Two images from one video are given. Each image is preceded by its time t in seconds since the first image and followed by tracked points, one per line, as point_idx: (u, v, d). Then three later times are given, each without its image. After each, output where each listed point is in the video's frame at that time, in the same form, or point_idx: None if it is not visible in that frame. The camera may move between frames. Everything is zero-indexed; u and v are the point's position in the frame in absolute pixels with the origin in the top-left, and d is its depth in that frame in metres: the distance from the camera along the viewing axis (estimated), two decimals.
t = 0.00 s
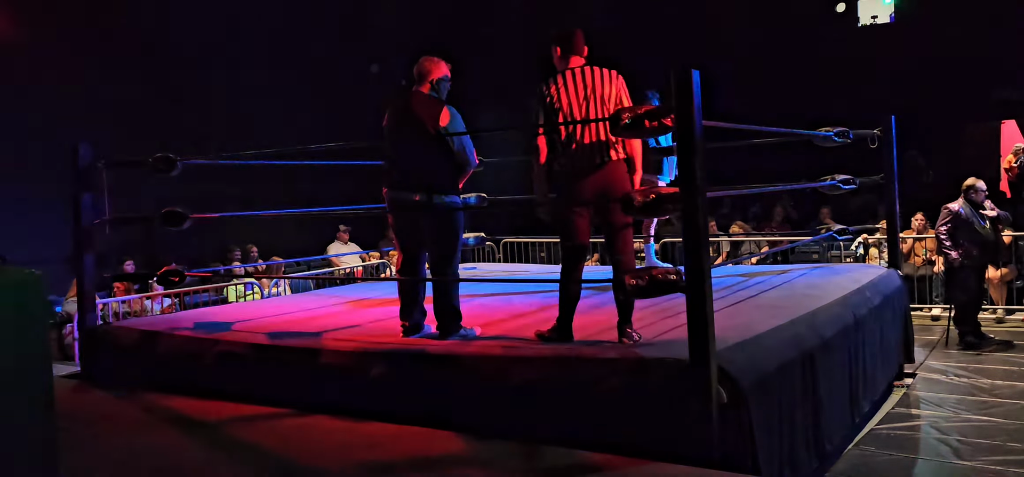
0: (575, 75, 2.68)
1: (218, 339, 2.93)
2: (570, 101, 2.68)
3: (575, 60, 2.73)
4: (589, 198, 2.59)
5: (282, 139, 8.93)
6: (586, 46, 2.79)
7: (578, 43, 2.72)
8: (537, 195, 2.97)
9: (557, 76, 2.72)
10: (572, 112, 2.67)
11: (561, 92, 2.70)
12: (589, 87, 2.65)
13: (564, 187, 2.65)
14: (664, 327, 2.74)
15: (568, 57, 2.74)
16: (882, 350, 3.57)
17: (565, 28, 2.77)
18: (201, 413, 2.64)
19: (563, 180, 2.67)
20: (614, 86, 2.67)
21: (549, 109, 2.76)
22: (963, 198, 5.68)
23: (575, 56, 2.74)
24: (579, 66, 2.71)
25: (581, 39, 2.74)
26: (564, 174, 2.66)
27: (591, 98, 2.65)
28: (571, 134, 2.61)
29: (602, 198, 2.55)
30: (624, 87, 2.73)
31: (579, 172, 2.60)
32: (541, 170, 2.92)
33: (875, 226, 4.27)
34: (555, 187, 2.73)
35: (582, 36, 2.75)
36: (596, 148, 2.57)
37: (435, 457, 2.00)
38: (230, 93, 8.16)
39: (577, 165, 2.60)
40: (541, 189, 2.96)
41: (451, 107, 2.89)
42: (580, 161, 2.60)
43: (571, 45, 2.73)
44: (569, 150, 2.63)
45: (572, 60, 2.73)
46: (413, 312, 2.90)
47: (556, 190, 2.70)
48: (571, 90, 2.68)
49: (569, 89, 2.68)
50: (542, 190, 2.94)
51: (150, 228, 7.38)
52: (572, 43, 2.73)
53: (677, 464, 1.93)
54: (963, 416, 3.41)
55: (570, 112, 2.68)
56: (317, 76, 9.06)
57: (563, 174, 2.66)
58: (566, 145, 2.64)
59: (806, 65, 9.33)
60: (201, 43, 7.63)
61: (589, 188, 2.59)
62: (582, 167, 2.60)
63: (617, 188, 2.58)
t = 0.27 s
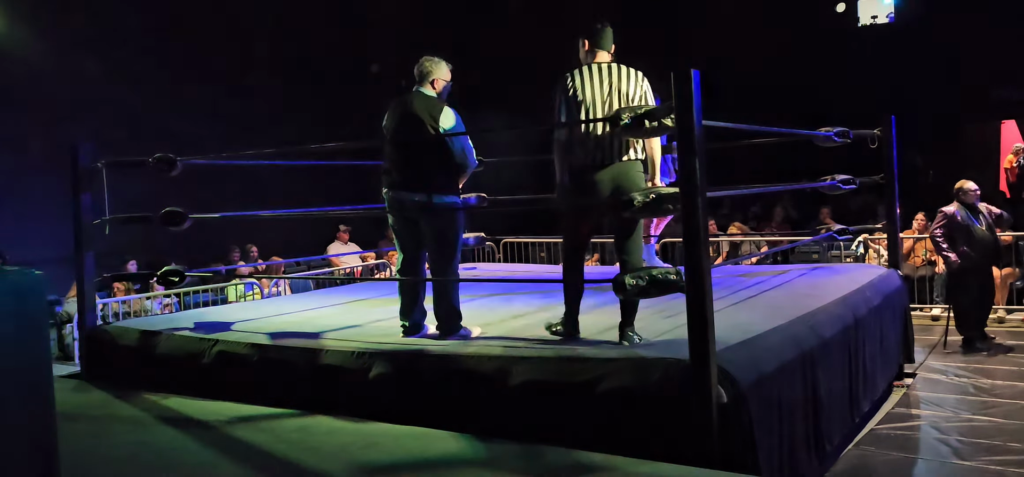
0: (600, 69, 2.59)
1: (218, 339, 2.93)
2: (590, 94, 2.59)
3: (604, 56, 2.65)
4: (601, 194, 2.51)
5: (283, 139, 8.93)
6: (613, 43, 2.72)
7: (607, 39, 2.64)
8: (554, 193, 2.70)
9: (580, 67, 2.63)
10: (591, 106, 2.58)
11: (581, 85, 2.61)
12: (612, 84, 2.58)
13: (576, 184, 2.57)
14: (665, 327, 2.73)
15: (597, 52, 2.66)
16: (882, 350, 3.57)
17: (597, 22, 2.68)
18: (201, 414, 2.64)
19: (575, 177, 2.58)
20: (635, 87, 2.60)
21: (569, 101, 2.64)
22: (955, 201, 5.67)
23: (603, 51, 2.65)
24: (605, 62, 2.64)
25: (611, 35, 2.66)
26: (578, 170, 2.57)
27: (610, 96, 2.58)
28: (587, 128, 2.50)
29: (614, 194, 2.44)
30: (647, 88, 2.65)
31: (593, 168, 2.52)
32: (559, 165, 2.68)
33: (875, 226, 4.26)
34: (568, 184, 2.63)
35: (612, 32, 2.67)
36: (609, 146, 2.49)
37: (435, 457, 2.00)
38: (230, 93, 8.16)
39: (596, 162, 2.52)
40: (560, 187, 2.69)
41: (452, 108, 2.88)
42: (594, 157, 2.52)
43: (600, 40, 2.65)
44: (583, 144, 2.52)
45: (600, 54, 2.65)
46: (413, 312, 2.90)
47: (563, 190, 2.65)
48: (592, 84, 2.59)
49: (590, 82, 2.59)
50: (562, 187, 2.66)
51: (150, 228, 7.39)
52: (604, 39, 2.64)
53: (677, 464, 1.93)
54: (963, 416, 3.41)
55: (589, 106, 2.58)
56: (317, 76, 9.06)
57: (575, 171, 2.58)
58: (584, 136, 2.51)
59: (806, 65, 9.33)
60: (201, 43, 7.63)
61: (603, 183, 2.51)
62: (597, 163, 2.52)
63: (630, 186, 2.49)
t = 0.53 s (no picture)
0: (613, 68, 2.57)
1: (217, 339, 2.93)
2: (600, 93, 2.58)
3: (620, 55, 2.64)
4: (605, 193, 2.52)
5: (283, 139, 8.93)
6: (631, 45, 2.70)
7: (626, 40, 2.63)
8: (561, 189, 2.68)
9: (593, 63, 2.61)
10: (599, 105, 2.58)
11: (592, 82, 2.60)
12: (624, 84, 2.56)
13: (582, 183, 2.58)
14: (665, 327, 2.73)
15: (612, 50, 2.64)
16: (881, 350, 3.57)
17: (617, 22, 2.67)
18: (202, 413, 2.65)
19: (581, 176, 2.59)
20: (647, 90, 2.59)
21: (580, 97, 2.64)
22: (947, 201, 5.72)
23: (620, 51, 2.64)
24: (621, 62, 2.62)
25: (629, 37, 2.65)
26: (585, 168, 2.56)
27: (621, 97, 2.57)
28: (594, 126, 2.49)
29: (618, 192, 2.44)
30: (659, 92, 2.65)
31: (598, 166, 2.52)
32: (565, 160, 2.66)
33: (875, 227, 4.26)
34: (572, 183, 2.64)
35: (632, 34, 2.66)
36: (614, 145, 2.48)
37: (435, 456, 2.00)
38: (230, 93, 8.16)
39: (602, 160, 2.51)
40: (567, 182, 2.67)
41: (452, 107, 2.87)
42: (600, 156, 2.51)
43: (616, 39, 2.63)
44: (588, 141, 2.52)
45: (616, 54, 2.63)
46: (413, 312, 2.90)
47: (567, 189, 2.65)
48: (604, 82, 2.57)
49: (601, 80, 2.58)
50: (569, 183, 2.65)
51: (150, 228, 7.39)
52: (622, 39, 2.64)
53: (677, 464, 1.93)
54: (963, 416, 3.41)
55: (598, 104, 2.58)
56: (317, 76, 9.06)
57: (581, 169, 2.58)
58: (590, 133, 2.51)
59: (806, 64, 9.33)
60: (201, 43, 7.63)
61: (607, 181, 2.51)
62: (603, 161, 2.51)
63: (634, 185, 2.49)
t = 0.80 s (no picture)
0: (614, 69, 2.55)
1: (217, 339, 2.93)
2: (601, 93, 2.56)
3: (620, 55, 2.62)
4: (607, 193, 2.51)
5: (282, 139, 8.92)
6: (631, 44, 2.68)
7: (626, 40, 2.61)
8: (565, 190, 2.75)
9: (594, 63, 2.59)
10: (601, 105, 2.56)
11: (592, 83, 2.58)
12: (625, 85, 2.55)
13: (586, 181, 2.55)
14: (665, 327, 2.73)
15: (613, 51, 2.62)
16: (881, 350, 3.57)
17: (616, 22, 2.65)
18: (201, 413, 2.65)
19: (586, 175, 2.57)
20: (647, 91, 2.59)
21: (581, 98, 2.62)
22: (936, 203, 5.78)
23: (619, 52, 2.62)
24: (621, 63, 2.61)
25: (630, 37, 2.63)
26: (589, 168, 2.55)
27: (622, 97, 2.55)
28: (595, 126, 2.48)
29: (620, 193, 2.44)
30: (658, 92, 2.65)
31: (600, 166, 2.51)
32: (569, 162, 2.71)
33: (875, 227, 4.25)
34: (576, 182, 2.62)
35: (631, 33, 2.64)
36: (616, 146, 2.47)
37: (435, 457, 2.00)
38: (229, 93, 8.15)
39: (603, 158, 2.49)
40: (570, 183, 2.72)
41: (452, 107, 2.87)
42: (603, 155, 2.49)
43: (617, 40, 2.61)
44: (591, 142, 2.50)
45: (616, 54, 2.62)
46: (413, 312, 2.89)
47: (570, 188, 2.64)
48: (604, 82, 2.56)
49: (601, 81, 2.57)
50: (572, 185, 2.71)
51: (150, 228, 7.39)
52: (624, 40, 2.62)
53: (676, 464, 1.93)
54: (963, 416, 3.41)
55: (600, 104, 2.56)
56: (317, 76, 9.05)
57: (586, 169, 2.56)
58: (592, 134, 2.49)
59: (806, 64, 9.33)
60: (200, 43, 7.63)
61: (610, 182, 2.50)
62: (603, 160, 2.50)
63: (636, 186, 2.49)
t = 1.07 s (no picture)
0: (599, 71, 2.60)
1: (217, 339, 2.93)
2: (588, 95, 2.61)
3: (603, 56, 2.66)
4: (601, 194, 2.52)
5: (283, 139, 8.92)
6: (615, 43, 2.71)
7: (606, 39, 2.65)
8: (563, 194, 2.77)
9: (578, 68, 2.65)
10: (589, 108, 2.60)
11: (581, 85, 2.63)
12: (611, 85, 2.58)
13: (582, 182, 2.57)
14: (665, 327, 2.73)
15: (595, 52, 2.66)
16: (881, 350, 3.57)
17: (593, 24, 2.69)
18: (201, 413, 2.65)
19: (581, 175, 2.58)
20: (635, 91, 2.60)
21: (571, 101, 2.67)
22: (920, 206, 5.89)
23: (600, 53, 2.66)
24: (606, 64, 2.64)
25: (609, 36, 2.66)
26: (583, 169, 2.56)
27: (610, 97, 2.58)
28: (587, 129, 2.51)
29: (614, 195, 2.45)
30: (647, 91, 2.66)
31: (595, 167, 2.52)
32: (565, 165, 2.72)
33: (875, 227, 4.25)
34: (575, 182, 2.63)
35: (611, 32, 2.67)
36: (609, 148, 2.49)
37: (435, 457, 2.01)
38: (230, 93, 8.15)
39: (597, 159, 2.51)
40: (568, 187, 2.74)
41: (452, 106, 2.87)
42: (597, 155, 2.51)
43: (598, 42, 2.65)
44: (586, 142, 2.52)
45: (601, 55, 2.66)
46: (413, 311, 2.89)
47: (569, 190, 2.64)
48: (591, 84, 2.61)
49: (586, 84, 2.62)
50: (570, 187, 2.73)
51: (150, 228, 7.38)
52: (604, 40, 2.65)
53: (677, 464, 1.93)
54: (963, 416, 3.41)
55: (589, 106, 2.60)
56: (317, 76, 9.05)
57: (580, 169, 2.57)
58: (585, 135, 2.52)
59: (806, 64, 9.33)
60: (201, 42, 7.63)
61: (606, 184, 2.50)
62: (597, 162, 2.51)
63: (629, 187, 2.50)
